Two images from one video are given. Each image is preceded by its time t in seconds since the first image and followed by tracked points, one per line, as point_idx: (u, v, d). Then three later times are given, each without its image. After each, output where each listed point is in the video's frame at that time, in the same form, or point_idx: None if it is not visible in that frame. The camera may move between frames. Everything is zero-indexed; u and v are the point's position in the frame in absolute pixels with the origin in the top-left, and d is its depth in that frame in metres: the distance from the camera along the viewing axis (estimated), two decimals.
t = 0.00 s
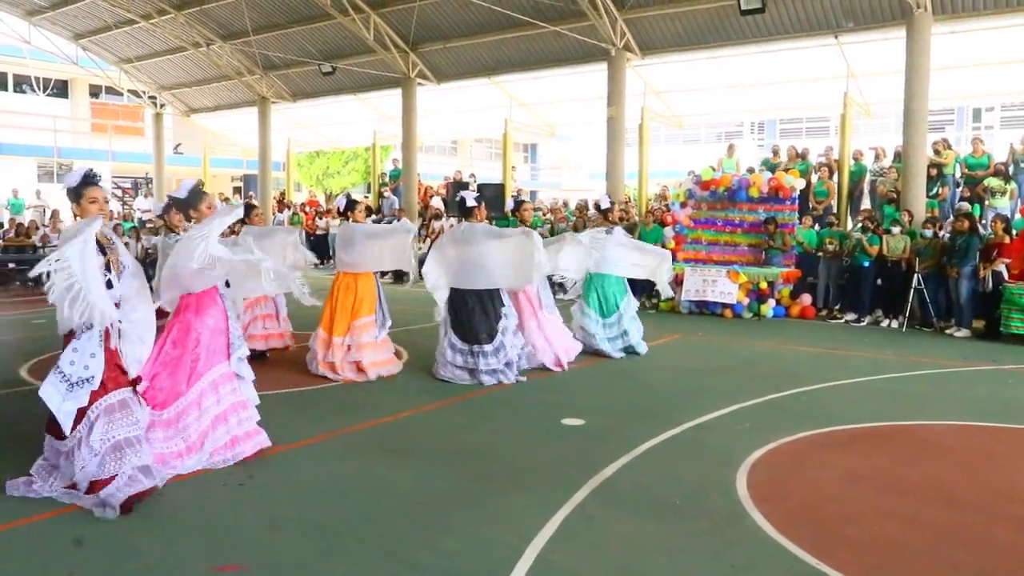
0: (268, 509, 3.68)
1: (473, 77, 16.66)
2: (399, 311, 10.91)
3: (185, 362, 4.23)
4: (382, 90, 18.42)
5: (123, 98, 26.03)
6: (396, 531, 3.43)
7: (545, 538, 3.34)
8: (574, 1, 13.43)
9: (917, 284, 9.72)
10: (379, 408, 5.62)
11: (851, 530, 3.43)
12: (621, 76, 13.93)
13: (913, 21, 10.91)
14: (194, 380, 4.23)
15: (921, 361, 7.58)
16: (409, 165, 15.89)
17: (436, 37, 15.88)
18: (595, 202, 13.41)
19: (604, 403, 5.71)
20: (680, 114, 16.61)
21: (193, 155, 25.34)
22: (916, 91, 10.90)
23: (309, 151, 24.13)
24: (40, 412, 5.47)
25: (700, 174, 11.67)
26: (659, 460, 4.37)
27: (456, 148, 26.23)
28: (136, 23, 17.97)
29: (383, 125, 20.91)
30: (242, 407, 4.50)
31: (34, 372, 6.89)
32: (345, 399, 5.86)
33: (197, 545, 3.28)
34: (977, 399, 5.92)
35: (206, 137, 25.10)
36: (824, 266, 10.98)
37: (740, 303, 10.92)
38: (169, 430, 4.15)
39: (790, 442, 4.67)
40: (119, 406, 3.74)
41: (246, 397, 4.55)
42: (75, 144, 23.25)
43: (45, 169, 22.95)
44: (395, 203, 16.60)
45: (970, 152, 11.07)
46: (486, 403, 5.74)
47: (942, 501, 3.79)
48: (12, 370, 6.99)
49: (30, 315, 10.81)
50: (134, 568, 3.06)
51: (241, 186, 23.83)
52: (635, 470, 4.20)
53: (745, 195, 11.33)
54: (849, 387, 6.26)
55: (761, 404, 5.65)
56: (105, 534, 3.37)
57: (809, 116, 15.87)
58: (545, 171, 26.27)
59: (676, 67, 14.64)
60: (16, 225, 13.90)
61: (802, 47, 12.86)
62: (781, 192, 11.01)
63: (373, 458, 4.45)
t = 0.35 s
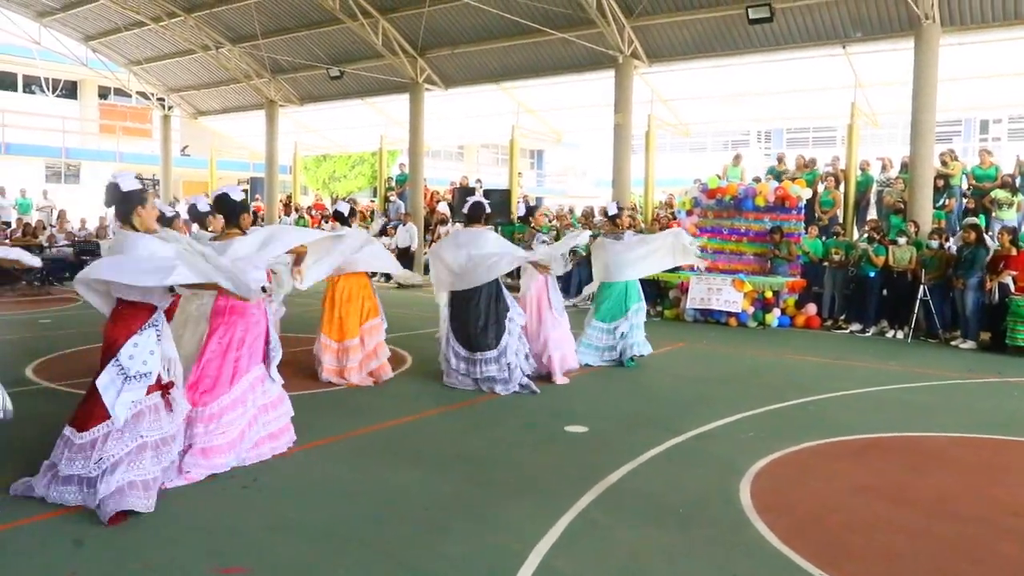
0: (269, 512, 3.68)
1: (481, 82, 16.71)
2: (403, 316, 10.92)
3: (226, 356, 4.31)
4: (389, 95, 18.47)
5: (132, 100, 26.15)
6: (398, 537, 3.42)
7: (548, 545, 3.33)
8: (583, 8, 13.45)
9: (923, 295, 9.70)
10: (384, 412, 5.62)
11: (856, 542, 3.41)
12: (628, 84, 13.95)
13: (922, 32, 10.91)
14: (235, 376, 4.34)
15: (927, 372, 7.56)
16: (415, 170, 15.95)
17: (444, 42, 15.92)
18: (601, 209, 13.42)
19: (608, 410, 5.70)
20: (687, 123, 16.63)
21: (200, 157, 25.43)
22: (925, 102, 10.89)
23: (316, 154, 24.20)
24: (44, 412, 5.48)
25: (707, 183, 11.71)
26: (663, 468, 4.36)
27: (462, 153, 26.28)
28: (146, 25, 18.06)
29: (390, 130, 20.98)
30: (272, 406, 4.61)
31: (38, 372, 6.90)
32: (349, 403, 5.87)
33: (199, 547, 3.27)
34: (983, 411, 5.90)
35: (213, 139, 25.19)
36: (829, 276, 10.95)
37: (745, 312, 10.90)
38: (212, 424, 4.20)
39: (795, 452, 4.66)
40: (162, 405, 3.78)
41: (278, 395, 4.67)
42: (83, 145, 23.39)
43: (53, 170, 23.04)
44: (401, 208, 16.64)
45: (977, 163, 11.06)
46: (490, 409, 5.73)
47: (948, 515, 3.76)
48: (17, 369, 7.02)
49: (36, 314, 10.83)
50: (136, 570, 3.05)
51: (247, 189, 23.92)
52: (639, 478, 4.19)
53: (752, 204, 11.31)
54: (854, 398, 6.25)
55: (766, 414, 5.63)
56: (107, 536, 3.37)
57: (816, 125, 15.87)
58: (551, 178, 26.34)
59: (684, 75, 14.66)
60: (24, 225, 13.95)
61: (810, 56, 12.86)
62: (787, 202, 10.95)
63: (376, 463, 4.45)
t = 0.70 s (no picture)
0: (273, 513, 3.69)
1: (488, 87, 16.73)
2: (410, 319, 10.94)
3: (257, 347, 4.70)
4: (397, 99, 18.50)
5: (141, 101, 26.25)
6: (404, 539, 3.43)
7: (553, 549, 3.34)
8: (592, 14, 13.45)
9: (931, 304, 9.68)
10: (390, 414, 5.64)
11: (861, 550, 3.40)
12: (636, 89, 13.95)
13: (931, 41, 10.90)
14: (264, 363, 4.75)
15: (934, 381, 7.54)
16: (423, 175, 15.99)
17: (452, 46, 15.95)
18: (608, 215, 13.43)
19: (615, 416, 5.70)
20: (695, 129, 16.61)
21: (208, 160, 25.51)
22: (933, 110, 10.87)
23: (323, 158, 24.24)
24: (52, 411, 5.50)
25: (713, 189, 11.58)
26: (671, 474, 4.36)
27: (469, 158, 26.32)
28: (155, 27, 18.13)
29: (397, 134, 21.03)
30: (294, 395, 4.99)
31: (46, 372, 6.92)
32: (355, 406, 5.88)
33: (205, 548, 3.28)
34: (989, 420, 5.88)
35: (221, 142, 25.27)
36: (836, 284, 10.92)
37: (751, 319, 10.88)
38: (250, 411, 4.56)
39: (800, 459, 4.65)
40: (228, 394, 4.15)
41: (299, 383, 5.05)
42: (91, 146, 23.53)
43: (61, 170, 23.11)
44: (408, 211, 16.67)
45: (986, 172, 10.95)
46: (496, 413, 5.74)
47: (955, 523, 3.75)
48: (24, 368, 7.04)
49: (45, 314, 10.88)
50: (142, 570, 3.06)
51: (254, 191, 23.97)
52: (645, 483, 4.19)
53: (758, 211, 11.28)
54: (861, 405, 6.24)
55: (772, 420, 5.63)
56: (114, 536, 3.37)
57: (823, 133, 15.86)
58: (557, 183, 26.35)
59: (691, 81, 14.64)
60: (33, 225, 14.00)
61: (819, 64, 12.84)
62: (795, 209, 10.93)
63: (383, 465, 4.46)
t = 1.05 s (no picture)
0: (288, 511, 3.69)
1: (502, 86, 16.73)
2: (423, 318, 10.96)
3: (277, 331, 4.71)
4: (411, 97, 18.53)
5: (156, 100, 26.41)
6: (419, 537, 3.43)
7: (570, 549, 3.33)
8: (606, 13, 13.41)
9: (948, 305, 9.60)
10: (404, 412, 5.65)
11: (880, 552, 3.37)
12: (650, 88, 13.91)
13: (950, 40, 10.79)
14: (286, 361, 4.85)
15: (952, 383, 7.48)
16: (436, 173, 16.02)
17: (466, 45, 15.96)
18: (622, 214, 13.41)
19: (630, 415, 5.69)
20: (709, 128, 16.55)
21: (222, 158, 25.66)
22: (950, 110, 10.78)
23: (337, 156, 24.33)
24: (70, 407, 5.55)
25: (728, 189, 11.58)
26: (686, 474, 4.34)
27: (483, 157, 26.34)
28: (170, 26, 18.24)
29: (411, 132, 21.08)
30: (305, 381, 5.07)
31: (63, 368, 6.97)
32: (370, 404, 5.89)
33: (222, 543, 3.30)
34: (1009, 423, 5.83)
35: (236, 140, 25.40)
36: (851, 284, 10.86)
37: (766, 319, 10.83)
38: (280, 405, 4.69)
39: (816, 460, 4.62)
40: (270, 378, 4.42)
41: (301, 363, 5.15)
42: (107, 143, 23.72)
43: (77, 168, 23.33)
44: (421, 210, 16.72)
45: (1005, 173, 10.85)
46: (510, 412, 5.74)
47: (975, 526, 3.71)
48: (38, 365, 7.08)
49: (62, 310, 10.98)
50: (160, 564, 3.08)
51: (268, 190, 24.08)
52: (661, 483, 4.18)
53: (773, 211, 11.24)
54: (878, 407, 6.19)
55: (788, 421, 5.60)
56: (132, 531, 3.39)
57: (839, 133, 15.76)
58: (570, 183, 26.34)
59: (706, 79, 14.58)
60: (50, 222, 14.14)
61: (835, 63, 12.77)
62: (810, 209, 10.89)
63: (398, 464, 4.46)
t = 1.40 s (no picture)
0: (302, 509, 3.70)
1: (517, 84, 16.71)
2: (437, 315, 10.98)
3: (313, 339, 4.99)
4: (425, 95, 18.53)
5: (172, 99, 26.61)
6: (433, 536, 3.43)
7: (584, 548, 3.32)
8: (621, 10, 13.39)
9: (966, 304, 9.51)
10: (418, 410, 5.65)
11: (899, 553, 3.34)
12: (665, 85, 13.84)
13: (968, 35, 10.68)
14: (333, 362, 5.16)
15: (971, 382, 7.40)
16: (450, 170, 16.03)
17: (481, 43, 15.95)
18: (636, 212, 13.38)
19: (645, 414, 5.67)
20: (724, 126, 16.48)
21: (237, 156, 25.79)
22: (969, 106, 10.68)
23: (352, 154, 24.40)
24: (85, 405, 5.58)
25: (744, 187, 11.58)
26: (702, 473, 4.31)
27: (497, 154, 26.35)
28: (187, 25, 18.36)
29: (425, 130, 21.13)
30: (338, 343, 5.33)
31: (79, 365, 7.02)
32: (384, 402, 5.90)
33: (236, 541, 3.30)
34: None
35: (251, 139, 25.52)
36: (868, 282, 10.78)
37: (781, 317, 10.77)
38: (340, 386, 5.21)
39: (832, 460, 4.58)
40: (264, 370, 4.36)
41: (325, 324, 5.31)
42: (124, 142, 23.90)
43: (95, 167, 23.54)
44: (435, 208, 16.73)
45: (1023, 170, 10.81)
46: (524, 410, 5.73)
47: (995, 526, 3.66)
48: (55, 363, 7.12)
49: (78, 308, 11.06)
50: (176, 562, 3.09)
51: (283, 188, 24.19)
52: (675, 482, 4.16)
53: (790, 209, 11.19)
54: (895, 406, 6.13)
55: (804, 420, 5.55)
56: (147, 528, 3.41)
57: (855, 129, 15.65)
58: (584, 180, 26.30)
59: (721, 76, 14.50)
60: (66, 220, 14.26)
61: (852, 59, 12.67)
62: (827, 207, 10.83)
63: (412, 462, 4.46)
